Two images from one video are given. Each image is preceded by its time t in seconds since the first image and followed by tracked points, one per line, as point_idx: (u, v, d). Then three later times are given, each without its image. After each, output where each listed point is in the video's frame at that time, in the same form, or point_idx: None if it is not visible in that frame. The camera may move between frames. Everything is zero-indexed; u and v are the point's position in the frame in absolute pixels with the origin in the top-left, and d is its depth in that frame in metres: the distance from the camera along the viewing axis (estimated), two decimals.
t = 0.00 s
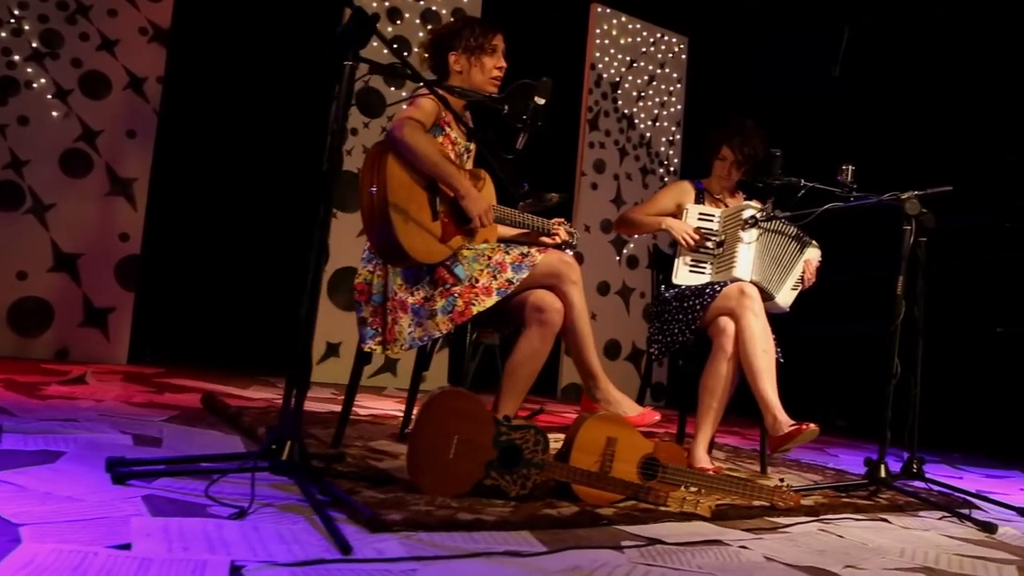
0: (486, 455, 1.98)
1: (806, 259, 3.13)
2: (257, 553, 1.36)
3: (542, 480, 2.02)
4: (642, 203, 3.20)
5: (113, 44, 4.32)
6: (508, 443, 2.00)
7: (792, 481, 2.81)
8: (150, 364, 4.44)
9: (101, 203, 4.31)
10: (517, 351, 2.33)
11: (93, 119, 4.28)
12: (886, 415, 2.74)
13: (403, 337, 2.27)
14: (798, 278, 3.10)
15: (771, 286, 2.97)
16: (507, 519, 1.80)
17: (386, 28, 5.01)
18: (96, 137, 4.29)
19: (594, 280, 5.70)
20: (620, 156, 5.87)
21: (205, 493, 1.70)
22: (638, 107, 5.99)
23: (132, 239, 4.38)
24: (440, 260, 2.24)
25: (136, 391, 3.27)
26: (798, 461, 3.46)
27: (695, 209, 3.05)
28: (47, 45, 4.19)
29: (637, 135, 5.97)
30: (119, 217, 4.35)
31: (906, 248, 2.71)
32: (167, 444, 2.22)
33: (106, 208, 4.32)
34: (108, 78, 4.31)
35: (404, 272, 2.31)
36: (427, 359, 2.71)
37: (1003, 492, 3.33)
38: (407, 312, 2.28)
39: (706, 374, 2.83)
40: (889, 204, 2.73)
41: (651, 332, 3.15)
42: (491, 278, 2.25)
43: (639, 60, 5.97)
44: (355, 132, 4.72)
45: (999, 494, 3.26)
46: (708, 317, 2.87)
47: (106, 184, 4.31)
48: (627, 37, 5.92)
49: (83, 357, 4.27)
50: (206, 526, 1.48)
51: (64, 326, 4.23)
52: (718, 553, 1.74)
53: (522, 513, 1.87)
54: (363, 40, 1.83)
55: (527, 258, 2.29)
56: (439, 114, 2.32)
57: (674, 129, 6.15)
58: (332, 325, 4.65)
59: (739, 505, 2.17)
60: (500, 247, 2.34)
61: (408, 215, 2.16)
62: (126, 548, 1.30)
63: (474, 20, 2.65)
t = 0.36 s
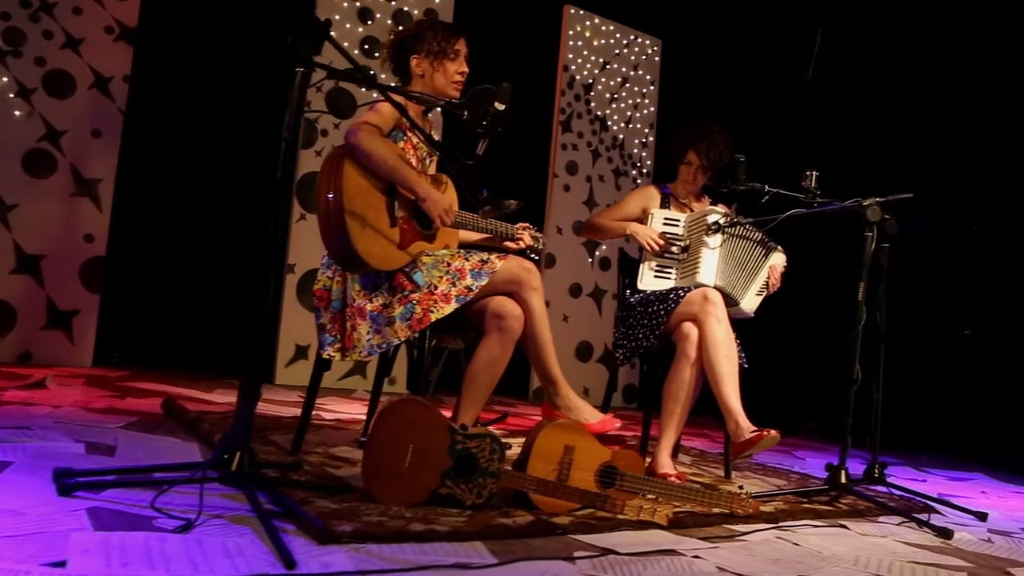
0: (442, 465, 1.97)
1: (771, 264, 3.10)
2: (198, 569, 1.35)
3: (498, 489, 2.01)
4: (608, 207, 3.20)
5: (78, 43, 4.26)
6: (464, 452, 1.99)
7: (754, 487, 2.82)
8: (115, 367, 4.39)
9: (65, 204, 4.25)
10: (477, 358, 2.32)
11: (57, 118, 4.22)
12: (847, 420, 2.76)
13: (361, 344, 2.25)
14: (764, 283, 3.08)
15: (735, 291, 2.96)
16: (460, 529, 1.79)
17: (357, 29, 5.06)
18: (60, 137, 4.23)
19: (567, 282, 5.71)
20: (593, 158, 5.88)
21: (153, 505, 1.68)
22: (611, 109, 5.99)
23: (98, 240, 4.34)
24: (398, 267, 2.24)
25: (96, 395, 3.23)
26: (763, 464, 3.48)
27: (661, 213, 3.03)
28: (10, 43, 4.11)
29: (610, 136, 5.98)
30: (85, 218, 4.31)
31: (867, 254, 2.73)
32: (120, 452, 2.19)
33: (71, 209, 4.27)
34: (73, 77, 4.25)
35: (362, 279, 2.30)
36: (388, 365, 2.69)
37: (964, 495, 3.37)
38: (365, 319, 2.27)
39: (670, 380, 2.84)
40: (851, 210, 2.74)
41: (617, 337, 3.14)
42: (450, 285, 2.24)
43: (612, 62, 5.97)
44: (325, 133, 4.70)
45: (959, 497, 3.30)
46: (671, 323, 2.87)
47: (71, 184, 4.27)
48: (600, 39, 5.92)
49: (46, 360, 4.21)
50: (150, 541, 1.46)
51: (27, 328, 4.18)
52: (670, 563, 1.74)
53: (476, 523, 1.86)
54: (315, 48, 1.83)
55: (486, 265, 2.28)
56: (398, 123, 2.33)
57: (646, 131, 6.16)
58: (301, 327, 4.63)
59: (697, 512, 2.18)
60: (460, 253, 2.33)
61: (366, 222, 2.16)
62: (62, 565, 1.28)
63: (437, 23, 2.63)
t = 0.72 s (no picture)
0: (398, 475, 1.96)
1: (737, 269, 3.08)
2: None
3: (454, 499, 2.00)
4: (574, 214, 3.21)
5: (42, 42, 4.21)
6: (420, 462, 1.97)
7: (717, 494, 2.82)
8: (80, 370, 4.34)
9: (29, 205, 4.20)
10: (437, 365, 2.31)
11: (20, 119, 4.17)
12: (810, 427, 2.76)
13: (319, 351, 2.23)
14: (729, 289, 3.06)
15: (699, 298, 2.96)
16: (414, 541, 1.78)
17: (328, 30, 5.03)
18: (23, 137, 4.18)
19: (539, 284, 5.70)
20: (566, 160, 5.88)
21: (99, 518, 1.65)
22: (584, 111, 5.99)
23: (62, 242, 4.29)
24: (356, 274, 2.23)
25: (56, 402, 3.18)
26: (729, 469, 3.49)
27: (626, 220, 3.04)
28: None
29: (583, 139, 5.97)
30: (50, 220, 4.26)
31: (830, 261, 2.73)
32: (73, 462, 2.16)
33: (35, 210, 4.22)
34: (37, 76, 4.19)
35: (320, 286, 2.29)
36: (349, 372, 2.67)
37: (926, 500, 3.41)
38: (323, 327, 2.25)
39: (634, 387, 2.84)
40: (814, 217, 2.74)
41: (583, 343, 3.12)
42: (409, 292, 2.23)
43: (585, 64, 5.97)
44: (295, 135, 4.68)
45: (920, 502, 3.32)
46: (635, 329, 2.87)
47: (35, 185, 4.21)
48: (573, 41, 5.92)
49: (9, 363, 4.16)
50: (92, 557, 1.44)
51: None
52: None
53: (431, 534, 1.84)
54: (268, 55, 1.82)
55: (446, 272, 2.27)
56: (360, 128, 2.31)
57: (620, 133, 6.17)
58: (270, 330, 4.60)
59: (656, 522, 2.17)
60: (420, 260, 2.32)
61: (321, 229, 2.15)
62: None
63: (401, 30, 2.61)
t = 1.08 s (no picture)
0: (355, 486, 1.94)
1: (703, 277, 3.10)
2: None
3: (412, 510, 1.99)
4: (541, 222, 3.23)
5: (8, 43, 4.16)
6: (378, 473, 1.95)
7: (683, 502, 2.83)
8: (45, 374, 4.29)
9: None
10: (398, 374, 2.30)
11: None
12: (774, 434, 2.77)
13: (280, 360, 2.22)
14: (696, 295, 3.07)
15: (665, 304, 2.95)
16: (368, 554, 1.76)
17: (300, 31, 4.99)
18: None
19: (512, 287, 5.69)
20: (540, 163, 5.87)
21: (47, 533, 1.62)
22: (559, 114, 5.98)
23: (28, 244, 4.24)
24: (317, 282, 2.21)
25: (18, 408, 3.14)
26: (698, 474, 3.49)
27: (592, 227, 3.05)
28: None
29: (558, 142, 5.97)
30: (16, 222, 4.21)
31: (795, 268, 2.73)
32: (27, 472, 2.13)
33: None
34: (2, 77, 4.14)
35: (281, 294, 2.27)
36: (313, 380, 2.65)
37: (893, 505, 3.42)
38: (283, 336, 2.24)
39: (600, 394, 2.83)
40: (779, 224, 2.74)
41: (550, 349, 3.11)
42: (371, 300, 2.22)
43: (560, 67, 5.96)
44: (266, 138, 4.64)
45: (886, 507, 3.34)
46: (601, 336, 2.86)
47: None
48: (548, 44, 5.91)
49: None
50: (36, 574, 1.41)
51: None
52: None
53: (388, 546, 1.83)
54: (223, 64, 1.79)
55: (408, 280, 2.26)
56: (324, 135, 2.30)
57: (594, 136, 6.16)
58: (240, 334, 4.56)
59: (617, 531, 2.17)
60: (382, 268, 2.31)
61: (282, 238, 2.13)
62: None
63: (363, 36, 2.57)
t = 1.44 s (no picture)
0: (314, 496, 1.92)
1: (669, 278, 3.11)
2: None
3: (372, 520, 1.97)
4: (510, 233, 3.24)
5: None
6: (337, 482, 1.94)
7: (650, 508, 2.83)
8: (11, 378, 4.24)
9: None
10: (360, 382, 2.28)
11: None
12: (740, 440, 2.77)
13: (240, 367, 2.21)
14: (662, 299, 3.07)
15: (633, 309, 2.96)
16: (325, 564, 1.74)
17: (273, 32, 4.96)
18: None
19: (487, 290, 5.67)
20: (515, 166, 5.86)
21: None
22: (535, 117, 5.97)
23: None
24: (278, 289, 2.20)
25: None
26: (666, 479, 3.50)
27: (558, 233, 3.04)
28: None
29: (533, 144, 5.96)
30: None
31: (761, 275, 2.73)
32: None
33: None
34: None
35: (242, 301, 2.26)
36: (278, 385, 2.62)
37: (860, 509, 3.44)
38: (244, 343, 2.23)
39: (567, 400, 2.83)
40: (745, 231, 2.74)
41: (518, 354, 3.11)
42: (332, 307, 2.20)
43: (536, 70, 5.95)
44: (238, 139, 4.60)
45: (854, 512, 3.36)
46: (568, 342, 2.86)
47: None
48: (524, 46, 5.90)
49: None
50: None
51: None
52: None
53: (345, 557, 1.81)
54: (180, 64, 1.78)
55: (371, 288, 2.25)
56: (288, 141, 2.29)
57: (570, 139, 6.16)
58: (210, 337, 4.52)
59: (579, 539, 2.17)
60: (344, 275, 2.29)
61: (240, 245, 2.12)
62: None
63: (331, 45, 2.52)
